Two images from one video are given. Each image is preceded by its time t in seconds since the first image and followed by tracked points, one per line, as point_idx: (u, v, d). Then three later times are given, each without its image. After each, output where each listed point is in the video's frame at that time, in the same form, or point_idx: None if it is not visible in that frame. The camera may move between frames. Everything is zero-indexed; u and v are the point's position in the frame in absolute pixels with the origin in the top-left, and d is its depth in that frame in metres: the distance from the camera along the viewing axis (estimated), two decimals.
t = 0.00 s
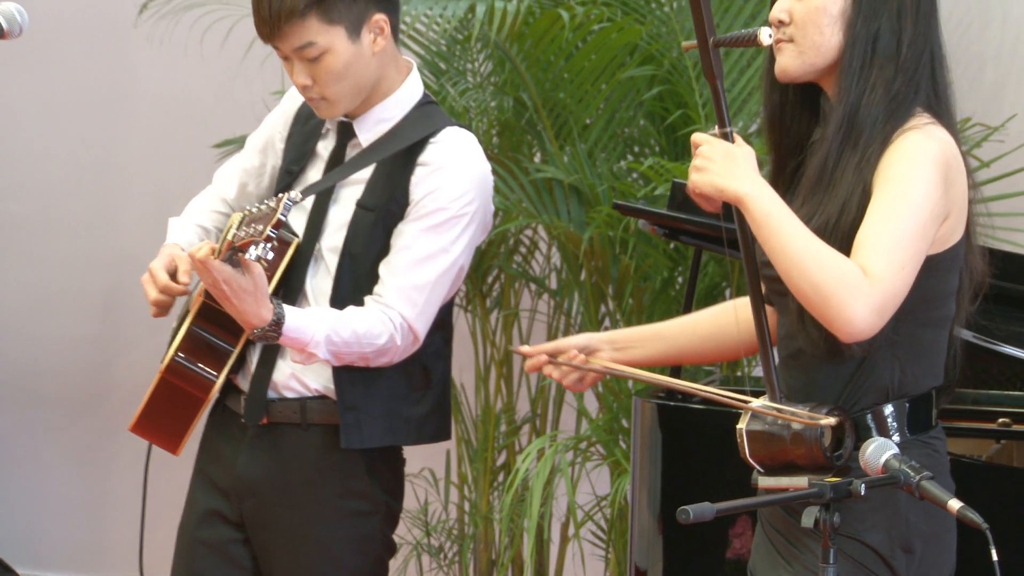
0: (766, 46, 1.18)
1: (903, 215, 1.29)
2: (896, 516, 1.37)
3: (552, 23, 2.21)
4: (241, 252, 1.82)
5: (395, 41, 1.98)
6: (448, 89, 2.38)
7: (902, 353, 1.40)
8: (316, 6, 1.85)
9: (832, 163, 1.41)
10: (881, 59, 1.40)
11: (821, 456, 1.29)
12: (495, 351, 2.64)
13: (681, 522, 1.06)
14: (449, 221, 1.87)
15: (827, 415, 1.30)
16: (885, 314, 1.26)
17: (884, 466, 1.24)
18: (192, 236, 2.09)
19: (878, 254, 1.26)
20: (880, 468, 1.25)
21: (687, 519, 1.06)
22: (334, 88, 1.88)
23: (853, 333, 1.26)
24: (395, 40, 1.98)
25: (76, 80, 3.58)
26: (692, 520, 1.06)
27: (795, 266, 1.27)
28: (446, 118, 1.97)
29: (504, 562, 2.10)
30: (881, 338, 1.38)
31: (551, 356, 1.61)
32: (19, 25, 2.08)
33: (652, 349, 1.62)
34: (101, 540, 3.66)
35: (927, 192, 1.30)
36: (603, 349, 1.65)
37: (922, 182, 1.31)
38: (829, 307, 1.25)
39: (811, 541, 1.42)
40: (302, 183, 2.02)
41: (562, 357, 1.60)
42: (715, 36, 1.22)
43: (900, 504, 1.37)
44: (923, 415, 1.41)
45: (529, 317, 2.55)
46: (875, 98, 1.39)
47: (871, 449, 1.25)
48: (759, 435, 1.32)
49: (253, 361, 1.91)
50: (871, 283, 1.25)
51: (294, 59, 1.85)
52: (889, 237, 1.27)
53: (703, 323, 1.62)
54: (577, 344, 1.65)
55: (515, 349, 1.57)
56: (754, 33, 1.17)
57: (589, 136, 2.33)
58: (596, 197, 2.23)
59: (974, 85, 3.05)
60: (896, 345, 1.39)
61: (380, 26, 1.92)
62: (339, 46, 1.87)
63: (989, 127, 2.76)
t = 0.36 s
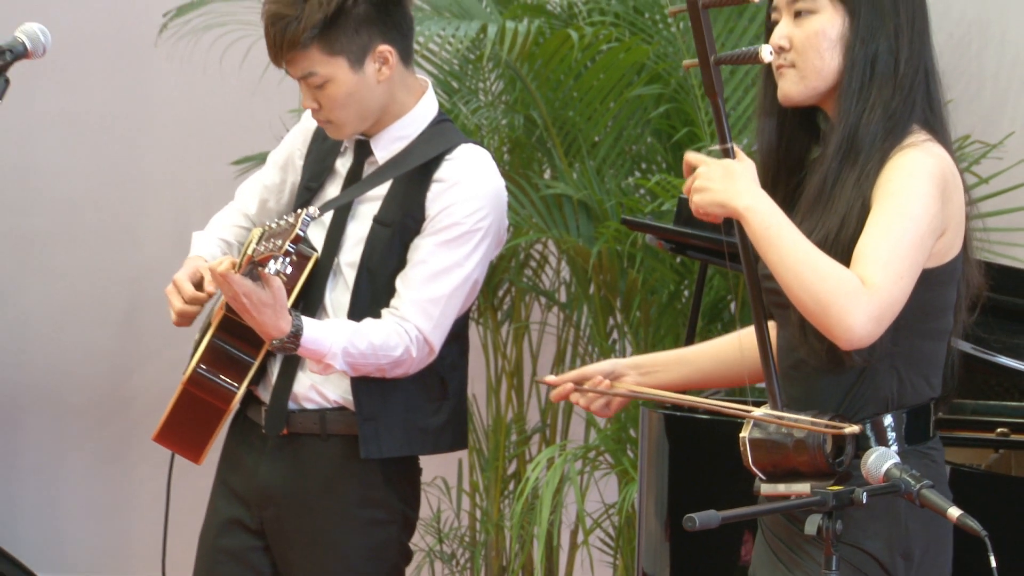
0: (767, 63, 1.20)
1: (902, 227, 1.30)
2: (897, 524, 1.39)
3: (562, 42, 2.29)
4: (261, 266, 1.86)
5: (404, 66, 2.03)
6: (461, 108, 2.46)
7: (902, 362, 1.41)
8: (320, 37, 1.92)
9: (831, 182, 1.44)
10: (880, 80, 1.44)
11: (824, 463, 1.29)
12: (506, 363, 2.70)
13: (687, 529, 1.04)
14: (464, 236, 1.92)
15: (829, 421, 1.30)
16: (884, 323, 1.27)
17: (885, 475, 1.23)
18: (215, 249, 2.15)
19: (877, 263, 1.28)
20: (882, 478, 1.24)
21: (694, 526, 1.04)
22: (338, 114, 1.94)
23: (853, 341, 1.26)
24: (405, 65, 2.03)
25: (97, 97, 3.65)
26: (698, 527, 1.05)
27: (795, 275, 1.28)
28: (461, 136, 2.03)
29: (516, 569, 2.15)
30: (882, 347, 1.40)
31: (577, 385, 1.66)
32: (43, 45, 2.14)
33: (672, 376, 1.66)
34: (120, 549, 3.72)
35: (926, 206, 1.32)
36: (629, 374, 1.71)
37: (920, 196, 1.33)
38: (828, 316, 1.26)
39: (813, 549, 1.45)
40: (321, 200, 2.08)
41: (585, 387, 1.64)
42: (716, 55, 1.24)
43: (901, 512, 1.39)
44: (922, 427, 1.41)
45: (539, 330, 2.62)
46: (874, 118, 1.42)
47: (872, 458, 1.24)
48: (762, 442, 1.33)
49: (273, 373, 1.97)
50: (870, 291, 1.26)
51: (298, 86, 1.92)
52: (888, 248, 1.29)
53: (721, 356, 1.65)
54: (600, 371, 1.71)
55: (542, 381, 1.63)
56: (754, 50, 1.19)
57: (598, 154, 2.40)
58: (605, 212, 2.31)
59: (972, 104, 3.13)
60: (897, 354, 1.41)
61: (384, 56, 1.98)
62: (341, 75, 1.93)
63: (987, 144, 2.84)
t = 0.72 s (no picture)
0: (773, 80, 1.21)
1: (900, 241, 1.33)
2: (896, 536, 1.43)
3: (566, 63, 2.34)
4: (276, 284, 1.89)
5: (413, 85, 2.08)
6: (467, 126, 2.51)
7: (902, 376, 1.44)
8: (332, 57, 1.97)
9: (832, 200, 1.46)
10: (881, 100, 1.46)
11: (825, 472, 1.31)
12: (511, 375, 2.75)
13: (688, 538, 1.07)
14: (473, 251, 1.97)
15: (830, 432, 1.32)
16: (883, 334, 1.29)
17: (883, 485, 1.24)
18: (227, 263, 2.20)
19: (876, 276, 1.30)
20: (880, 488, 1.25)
21: (695, 536, 1.07)
22: (350, 131, 1.99)
23: (852, 351, 1.28)
24: (414, 83, 2.08)
25: (109, 115, 3.70)
26: (699, 537, 1.07)
27: (796, 286, 1.29)
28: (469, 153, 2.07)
29: None
30: (883, 361, 1.43)
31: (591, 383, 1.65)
32: (57, 64, 2.18)
33: (681, 381, 1.70)
34: (131, 560, 3.77)
35: (923, 221, 1.35)
36: (641, 376, 1.72)
37: (917, 211, 1.35)
38: (829, 326, 1.28)
39: (812, 558, 1.49)
40: (331, 217, 2.13)
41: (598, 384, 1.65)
42: (723, 71, 1.26)
43: (899, 525, 1.43)
44: (919, 441, 1.44)
45: (543, 343, 2.67)
46: (874, 137, 1.45)
47: (870, 470, 1.25)
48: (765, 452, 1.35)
49: (286, 386, 2.01)
50: (870, 303, 1.28)
51: (311, 104, 1.96)
52: (886, 261, 1.31)
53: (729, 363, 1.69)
54: (615, 371, 1.71)
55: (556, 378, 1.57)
56: (761, 67, 1.21)
57: (600, 170, 2.48)
58: (607, 228, 2.37)
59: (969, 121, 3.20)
60: (896, 368, 1.43)
61: (396, 75, 2.03)
62: (352, 94, 1.97)
63: (981, 160, 2.90)
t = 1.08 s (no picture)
0: (778, 97, 1.23)
1: (905, 257, 1.34)
2: (901, 547, 1.44)
3: (571, 77, 2.37)
4: (287, 298, 1.89)
5: (422, 99, 2.10)
6: (473, 139, 2.59)
7: (907, 392, 1.44)
8: (343, 70, 1.99)
9: (839, 214, 1.47)
10: (887, 115, 1.45)
11: (829, 486, 1.33)
12: (516, 387, 2.77)
13: (693, 548, 1.08)
14: (481, 264, 1.98)
15: (834, 446, 1.34)
16: (887, 350, 1.30)
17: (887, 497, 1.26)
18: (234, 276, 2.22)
19: (880, 292, 1.31)
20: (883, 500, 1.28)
21: (699, 546, 1.08)
22: (359, 144, 2.00)
23: (857, 367, 1.29)
24: (423, 98, 2.10)
25: (117, 127, 3.72)
26: (704, 548, 1.09)
27: (802, 301, 1.31)
28: (476, 166, 2.09)
29: None
30: (888, 376, 1.43)
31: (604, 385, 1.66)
32: (66, 78, 2.19)
33: (695, 383, 1.72)
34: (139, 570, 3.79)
35: (927, 235, 1.36)
36: (655, 375, 1.74)
37: (920, 224, 1.36)
38: (834, 341, 1.29)
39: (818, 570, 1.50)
40: (340, 230, 2.15)
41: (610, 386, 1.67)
42: (730, 87, 1.29)
43: (904, 537, 1.43)
44: (925, 451, 1.44)
45: (549, 355, 2.69)
46: (879, 151, 1.45)
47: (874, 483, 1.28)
48: (770, 465, 1.36)
49: (295, 398, 2.03)
50: (874, 318, 1.29)
51: (321, 117, 1.98)
52: (891, 275, 1.32)
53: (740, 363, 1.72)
54: (627, 370, 1.72)
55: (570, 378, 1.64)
56: (767, 83, 1.23)
57: (605, 184, 2.51)
58: (612, 241, 2.40)
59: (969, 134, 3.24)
60: (901, 384, 1.44)
61: (405, 89, 2.04)
62: (363, 107, 1.99)
63: (983, 174, 2.93)
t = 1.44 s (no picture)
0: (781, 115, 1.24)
1: (914, 253, 1.35)
2: (905, 562, 1.45)
3: (578, 94, 2.40)
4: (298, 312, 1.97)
5: (430, 117, 2.12)
6: (480, 156, 2.60)
7: (913, 403, 1.43)
8: (351, 87, 2.01)
9: (842, 230, 1.46)
10: (890, 132, 1.45)
11: (832, 501, 1.32)
12: (523, 403, 2.79)
13: (698, 564, 1.10)
14: (490, 279, 2.00)
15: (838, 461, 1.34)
16: (904, 343, 1.30)
17: (891, 512, 1.25)
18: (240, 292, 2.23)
19: (892, 287, 1.32)
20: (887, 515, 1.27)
21: (705, 562, 1.09)
22: (366, 160, 2.01)
23: (875, 360, 1.29)
24: (430, 116, 2.12)
25: (126, 144, 3.75)
26: (710, 563, 1.10)
27: (814, 302, 1.31)
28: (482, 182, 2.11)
29: None
30: (895, 386, 1.42)
31: (597, 428, 1.64)
32: (76, 96, 2.20)
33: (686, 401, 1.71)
34: None
35: (933, 233, 1.37)
36: (644, 405, 1.72)
37: (924, 224, 1.37)
38: (850, 337, 1.29)
39: None
40: (347, 246, 2.16)
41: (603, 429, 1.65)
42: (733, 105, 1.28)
43: (907, 553, 1.44)
44: (929, 469, 1.43)
45: (555, 371, 2.71)
46: (882, 167, 1.45)
47: (878, 496, 1.26)
48: (774, 478, 1.36)
49: (302, 414, 2.04)
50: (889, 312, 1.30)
51: (329, 133, 2.00)
52: (900, 272, 1.33)
53: (725, 351, 1.74)
54: (619, 406, 1.71)
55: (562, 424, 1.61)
56: (768, 101, 1.24)
57: (611, 201, 2.54)
58: (618, 258, 2.45)
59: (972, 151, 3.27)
60: (907, 395, 1.43)
61: (413, 106, 2.06)
62: (370, 124, 2.01)
63: (986, 191, 2.96)
